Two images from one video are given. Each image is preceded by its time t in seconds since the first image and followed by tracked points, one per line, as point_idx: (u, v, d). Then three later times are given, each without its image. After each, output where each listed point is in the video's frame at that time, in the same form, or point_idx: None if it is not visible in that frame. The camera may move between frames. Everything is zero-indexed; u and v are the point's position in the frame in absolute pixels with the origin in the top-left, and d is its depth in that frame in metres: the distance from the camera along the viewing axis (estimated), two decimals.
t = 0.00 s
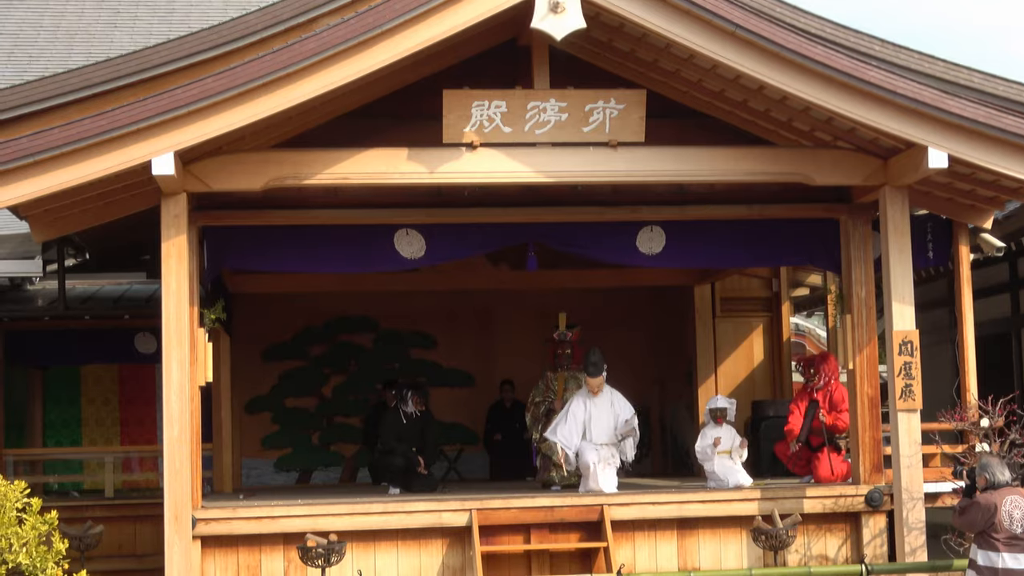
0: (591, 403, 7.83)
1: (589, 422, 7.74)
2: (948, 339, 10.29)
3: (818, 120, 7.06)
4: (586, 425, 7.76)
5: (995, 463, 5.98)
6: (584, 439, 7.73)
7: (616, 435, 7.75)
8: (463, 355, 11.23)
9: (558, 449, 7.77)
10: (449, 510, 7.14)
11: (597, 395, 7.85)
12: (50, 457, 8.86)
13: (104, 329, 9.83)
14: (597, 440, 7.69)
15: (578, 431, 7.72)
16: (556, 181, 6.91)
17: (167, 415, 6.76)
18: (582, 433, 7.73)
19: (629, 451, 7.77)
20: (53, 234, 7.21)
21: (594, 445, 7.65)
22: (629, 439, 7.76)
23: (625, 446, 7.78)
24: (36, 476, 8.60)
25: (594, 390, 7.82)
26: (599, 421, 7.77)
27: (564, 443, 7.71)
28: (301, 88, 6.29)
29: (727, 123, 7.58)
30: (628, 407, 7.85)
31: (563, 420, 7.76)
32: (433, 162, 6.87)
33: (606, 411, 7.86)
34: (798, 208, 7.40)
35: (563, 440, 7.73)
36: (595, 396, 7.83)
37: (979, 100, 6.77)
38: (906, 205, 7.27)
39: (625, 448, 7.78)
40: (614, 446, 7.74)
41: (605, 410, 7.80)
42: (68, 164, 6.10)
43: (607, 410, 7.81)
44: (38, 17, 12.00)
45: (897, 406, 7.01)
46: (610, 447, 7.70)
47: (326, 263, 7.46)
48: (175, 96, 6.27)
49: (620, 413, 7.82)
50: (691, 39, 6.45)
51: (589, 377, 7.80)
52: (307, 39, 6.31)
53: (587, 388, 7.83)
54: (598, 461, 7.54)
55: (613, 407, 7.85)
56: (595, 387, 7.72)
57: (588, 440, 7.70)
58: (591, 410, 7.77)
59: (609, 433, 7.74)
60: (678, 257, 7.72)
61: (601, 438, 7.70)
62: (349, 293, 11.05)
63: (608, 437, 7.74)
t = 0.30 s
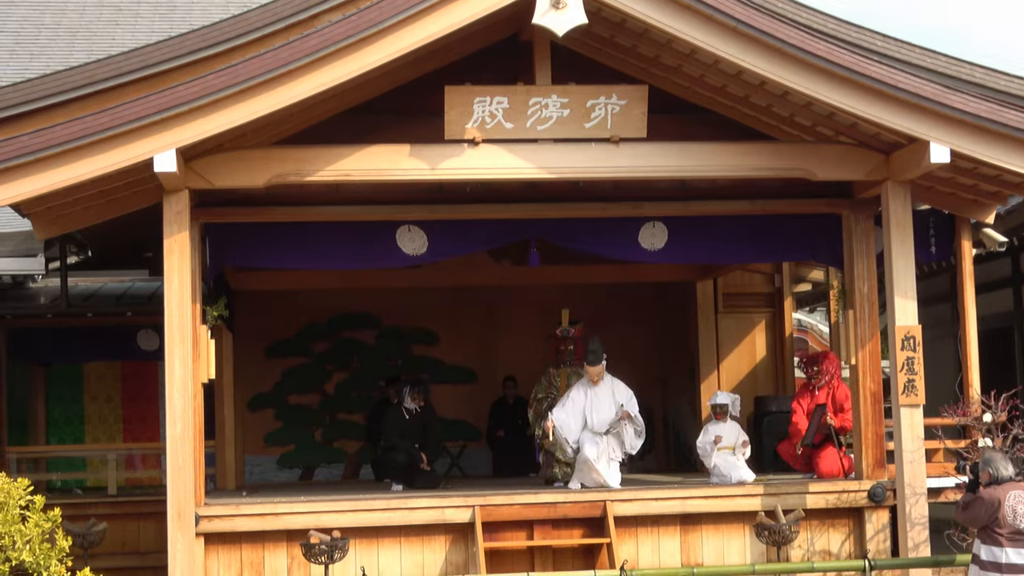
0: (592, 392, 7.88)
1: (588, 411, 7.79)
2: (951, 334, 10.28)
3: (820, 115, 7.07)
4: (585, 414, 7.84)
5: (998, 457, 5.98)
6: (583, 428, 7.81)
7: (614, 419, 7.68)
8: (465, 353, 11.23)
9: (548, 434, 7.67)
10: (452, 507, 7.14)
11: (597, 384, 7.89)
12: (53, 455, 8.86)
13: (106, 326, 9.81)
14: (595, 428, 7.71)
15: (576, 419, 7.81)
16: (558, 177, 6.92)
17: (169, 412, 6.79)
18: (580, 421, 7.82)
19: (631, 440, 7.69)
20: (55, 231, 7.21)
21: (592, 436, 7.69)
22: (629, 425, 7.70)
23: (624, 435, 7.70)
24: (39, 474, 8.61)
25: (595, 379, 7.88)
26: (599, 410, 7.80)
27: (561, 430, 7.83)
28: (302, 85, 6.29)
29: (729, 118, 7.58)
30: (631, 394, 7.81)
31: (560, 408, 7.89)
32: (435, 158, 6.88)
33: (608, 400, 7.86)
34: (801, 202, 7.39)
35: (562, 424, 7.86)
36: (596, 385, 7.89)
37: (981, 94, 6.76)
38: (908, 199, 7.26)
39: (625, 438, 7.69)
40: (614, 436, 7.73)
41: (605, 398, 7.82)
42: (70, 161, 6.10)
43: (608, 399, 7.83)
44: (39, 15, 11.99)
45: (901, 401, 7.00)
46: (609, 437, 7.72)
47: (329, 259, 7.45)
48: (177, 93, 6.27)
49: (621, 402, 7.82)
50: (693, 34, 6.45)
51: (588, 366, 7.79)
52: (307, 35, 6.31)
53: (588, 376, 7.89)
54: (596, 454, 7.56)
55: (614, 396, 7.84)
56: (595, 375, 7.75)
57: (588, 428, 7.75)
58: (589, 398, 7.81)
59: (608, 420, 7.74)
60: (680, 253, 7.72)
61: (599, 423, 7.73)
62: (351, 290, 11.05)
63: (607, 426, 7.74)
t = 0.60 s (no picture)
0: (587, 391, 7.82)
1: (582, 411, 7.71)
2: (953, 331, 10.26)
3: (823, 112, 7.07)
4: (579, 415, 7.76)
5: (1002, 454, 5.96)
6: (576, 427, 7.70)
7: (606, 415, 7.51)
8: (468, 349, 11.23)
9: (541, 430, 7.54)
10: (455, 503, 7.16)
11: (593, 384, 7.81)
12: (56, 451, 8.88)
13: (109, 323, 9.83)
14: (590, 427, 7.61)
15: (569, 417, 7.70)
16: (562, 174, 6.93)
17: (173, 408, 6.83)
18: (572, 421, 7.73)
19: (624, 439, 7.57)
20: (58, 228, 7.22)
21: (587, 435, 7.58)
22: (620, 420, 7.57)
23: (618, 433, 7.58)
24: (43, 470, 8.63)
25: (591, 378, 7.80)
26: (592, 410, 7.73)
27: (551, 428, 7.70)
28: (306, 81, 6.29)
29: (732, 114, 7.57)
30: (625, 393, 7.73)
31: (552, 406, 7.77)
32: (439, 154, 6.88)
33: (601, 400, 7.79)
34: (804, 198, 7.37)
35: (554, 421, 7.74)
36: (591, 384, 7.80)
37: (985, 91, 6.75)
38: (912, 196, 7.26)
39: (619, 437, 7.57)
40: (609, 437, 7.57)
41: (598, 398, 7.75)
42: (73, 158, 6.10)
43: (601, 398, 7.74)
44: (42, 12, 11.99)
45: (903, 398, 7.06)
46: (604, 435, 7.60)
47: (331, 256, 7.43)
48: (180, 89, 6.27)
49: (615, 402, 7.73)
50: (696, 31, 6.44)
51: (584, 362, 7.65)
52: (310, 31, 6.30)
53: (584, 375, 7.80)
54: (593, 450, 7.45)
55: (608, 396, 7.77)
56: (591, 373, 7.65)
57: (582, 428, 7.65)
58: (583, 396, 7.74)
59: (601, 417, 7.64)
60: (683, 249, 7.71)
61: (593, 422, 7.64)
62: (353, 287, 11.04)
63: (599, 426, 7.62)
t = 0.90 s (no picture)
0: (574, 396, 7.71)
1: (568, 416, 7.62)
2: (948, 330, 10.25)
3: (819, 111, 7.08)
4: (565, 420, 7.66)
5: (997, 453, 5.97)
6: (562, 433, 7.62)
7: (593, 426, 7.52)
8: (464, 348, 11.23)
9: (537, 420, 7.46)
10: (450, 502, 7.16)
11: (580, 388, 7.73)
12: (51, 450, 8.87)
13: (103, 321, 9.82)
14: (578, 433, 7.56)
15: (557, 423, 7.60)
16: (557, 172, 6.95)
17: (167, 406, 6.83)
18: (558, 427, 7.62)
19: (611, 447, 7.57)
20: (53, 227, 7.22)
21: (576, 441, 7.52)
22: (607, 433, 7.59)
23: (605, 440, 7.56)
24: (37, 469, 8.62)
25: (579, 383, 7.70)
26: (578, 415, 7.65)
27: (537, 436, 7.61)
28: (301, 80, 6.29)
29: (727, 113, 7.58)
30: (611, 402, 7.67)
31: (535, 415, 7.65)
32: (434, 153, 6.92)
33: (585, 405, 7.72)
34: (800, 197, 7.37)
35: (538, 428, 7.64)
36: (579, 389, 7.72)
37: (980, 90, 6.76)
38: (907, 194, 7.27)
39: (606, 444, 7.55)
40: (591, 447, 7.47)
41: (585, 405, 7.67)
42: (68, 157, 6.09)
43: (587, 404, 7.67)
44: (38, 11, 11.98)
45: (898, 397, 7.08)
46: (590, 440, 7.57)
47: (325, 254, 7.41)
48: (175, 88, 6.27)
49: (600, 408, 7.68)
50: (692, 30, 6.44)
51: (575, 365, 7.60)
52: (306, 30, 6.29)
53: (572, 379, 7.71)
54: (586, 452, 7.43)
55: (594, 402, 7.71)
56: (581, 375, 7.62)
57: (569, 433, 7.58)
58: (571, 402, 7.64)
59: (588, 425, 7.59)
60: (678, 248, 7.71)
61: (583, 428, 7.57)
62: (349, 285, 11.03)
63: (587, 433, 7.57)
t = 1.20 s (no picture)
0: (564, 399, 7.66)
1: (559, 419, 7.58)
2: (944, 329, 10.23)
3: (813, 110, 7.09)
4: (555, 423, 7.61)
5: (992, 453, 5.96)
6: (552, 436, 7.57)
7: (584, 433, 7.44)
8: (459, 349, 11.22)
9: (525, 425, 7.32)
10: (444, 502, 7.15)
11: (571, 391, 7.69)
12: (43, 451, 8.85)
13: (96, 321, 9.78)
14: (570, 435, 7.53)
15: (547, 426, 7.55)
16: (552, 172, 6.94)
17: (161, 406, 6.82)
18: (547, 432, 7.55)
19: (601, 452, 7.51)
20: (46, 227, 7.20)
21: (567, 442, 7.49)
22: (597, 439, 7.52)
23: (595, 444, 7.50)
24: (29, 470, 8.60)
25: (571, 386, 7.66)
26: (569, 418, 7.61)
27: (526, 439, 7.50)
28: (295, 79, 6.27)
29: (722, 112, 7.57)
30: (601, 408, 7.65)
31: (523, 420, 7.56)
32: (428, 152, 6.94)
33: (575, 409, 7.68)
34: (795, 196, 7.34)
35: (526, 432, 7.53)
36: (570, 392, 7.69)
37: (974, 89, 6.77)
38: (901, 193, 7.26)
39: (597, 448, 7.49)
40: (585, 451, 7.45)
41: (575, 409, 7.62)
42: (61, 156, 6.07)
43: (578, 408, 7.64)
44: (30, 11, 11.95)
45: (892, 396, 7.09)
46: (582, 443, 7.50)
47: (318, 253, 7.37)
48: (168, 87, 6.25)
49: (590, 412, 7.65)
50: (686, 29, 6.44)
51: (566, 367, 7.59)
52: (299, 29, 6.28)
53: (563, 382, 7.67)
54: (578, 450, 7.41)
55: (584, 407, 7.67)
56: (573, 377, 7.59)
57: (560, 436, 7.54)
58: (562, 404, 7.59)
59: (579, 429, 7.57)
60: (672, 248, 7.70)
61: (572, 432, 7.54)
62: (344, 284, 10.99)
63: (577, 437, 7.54)
